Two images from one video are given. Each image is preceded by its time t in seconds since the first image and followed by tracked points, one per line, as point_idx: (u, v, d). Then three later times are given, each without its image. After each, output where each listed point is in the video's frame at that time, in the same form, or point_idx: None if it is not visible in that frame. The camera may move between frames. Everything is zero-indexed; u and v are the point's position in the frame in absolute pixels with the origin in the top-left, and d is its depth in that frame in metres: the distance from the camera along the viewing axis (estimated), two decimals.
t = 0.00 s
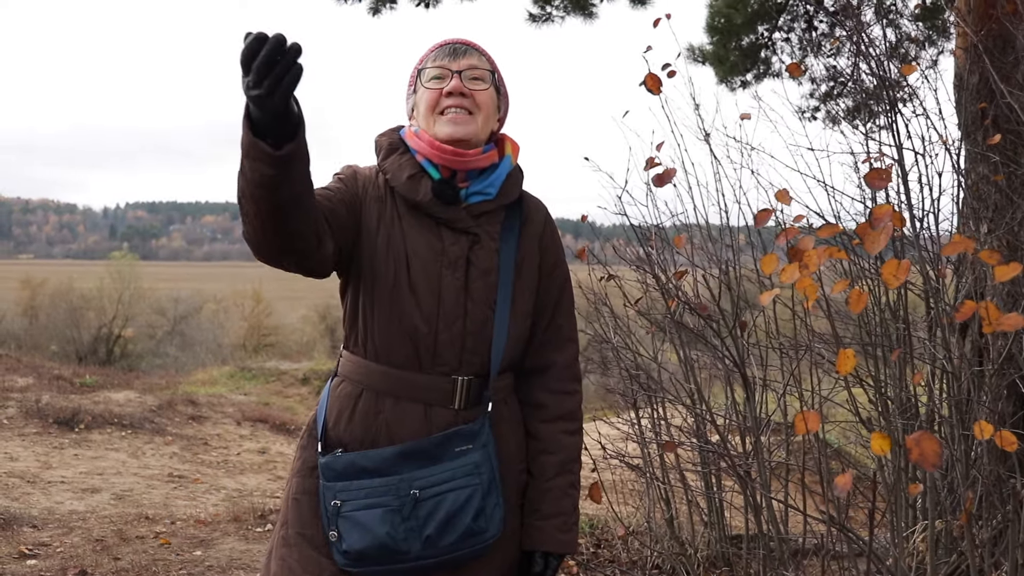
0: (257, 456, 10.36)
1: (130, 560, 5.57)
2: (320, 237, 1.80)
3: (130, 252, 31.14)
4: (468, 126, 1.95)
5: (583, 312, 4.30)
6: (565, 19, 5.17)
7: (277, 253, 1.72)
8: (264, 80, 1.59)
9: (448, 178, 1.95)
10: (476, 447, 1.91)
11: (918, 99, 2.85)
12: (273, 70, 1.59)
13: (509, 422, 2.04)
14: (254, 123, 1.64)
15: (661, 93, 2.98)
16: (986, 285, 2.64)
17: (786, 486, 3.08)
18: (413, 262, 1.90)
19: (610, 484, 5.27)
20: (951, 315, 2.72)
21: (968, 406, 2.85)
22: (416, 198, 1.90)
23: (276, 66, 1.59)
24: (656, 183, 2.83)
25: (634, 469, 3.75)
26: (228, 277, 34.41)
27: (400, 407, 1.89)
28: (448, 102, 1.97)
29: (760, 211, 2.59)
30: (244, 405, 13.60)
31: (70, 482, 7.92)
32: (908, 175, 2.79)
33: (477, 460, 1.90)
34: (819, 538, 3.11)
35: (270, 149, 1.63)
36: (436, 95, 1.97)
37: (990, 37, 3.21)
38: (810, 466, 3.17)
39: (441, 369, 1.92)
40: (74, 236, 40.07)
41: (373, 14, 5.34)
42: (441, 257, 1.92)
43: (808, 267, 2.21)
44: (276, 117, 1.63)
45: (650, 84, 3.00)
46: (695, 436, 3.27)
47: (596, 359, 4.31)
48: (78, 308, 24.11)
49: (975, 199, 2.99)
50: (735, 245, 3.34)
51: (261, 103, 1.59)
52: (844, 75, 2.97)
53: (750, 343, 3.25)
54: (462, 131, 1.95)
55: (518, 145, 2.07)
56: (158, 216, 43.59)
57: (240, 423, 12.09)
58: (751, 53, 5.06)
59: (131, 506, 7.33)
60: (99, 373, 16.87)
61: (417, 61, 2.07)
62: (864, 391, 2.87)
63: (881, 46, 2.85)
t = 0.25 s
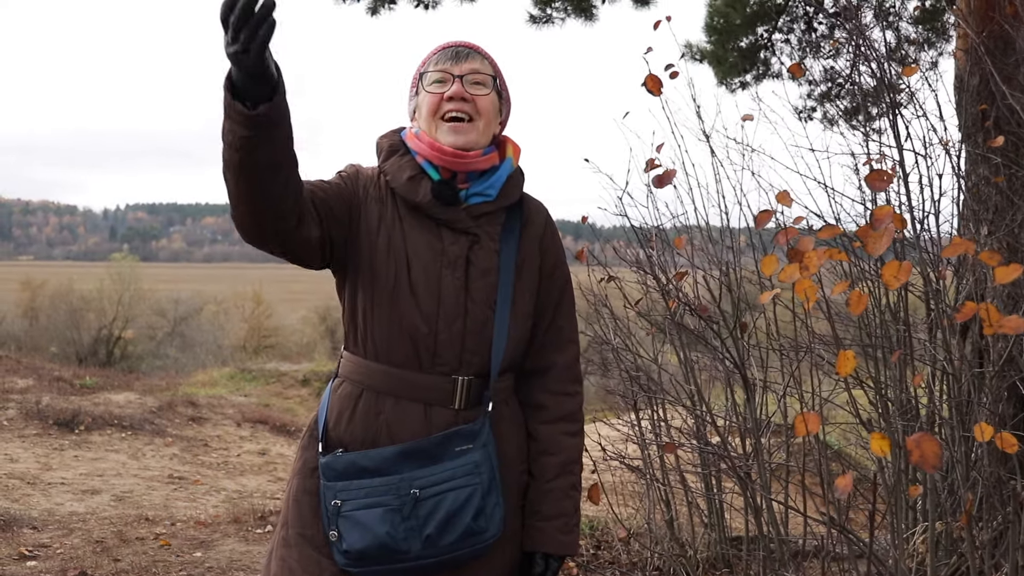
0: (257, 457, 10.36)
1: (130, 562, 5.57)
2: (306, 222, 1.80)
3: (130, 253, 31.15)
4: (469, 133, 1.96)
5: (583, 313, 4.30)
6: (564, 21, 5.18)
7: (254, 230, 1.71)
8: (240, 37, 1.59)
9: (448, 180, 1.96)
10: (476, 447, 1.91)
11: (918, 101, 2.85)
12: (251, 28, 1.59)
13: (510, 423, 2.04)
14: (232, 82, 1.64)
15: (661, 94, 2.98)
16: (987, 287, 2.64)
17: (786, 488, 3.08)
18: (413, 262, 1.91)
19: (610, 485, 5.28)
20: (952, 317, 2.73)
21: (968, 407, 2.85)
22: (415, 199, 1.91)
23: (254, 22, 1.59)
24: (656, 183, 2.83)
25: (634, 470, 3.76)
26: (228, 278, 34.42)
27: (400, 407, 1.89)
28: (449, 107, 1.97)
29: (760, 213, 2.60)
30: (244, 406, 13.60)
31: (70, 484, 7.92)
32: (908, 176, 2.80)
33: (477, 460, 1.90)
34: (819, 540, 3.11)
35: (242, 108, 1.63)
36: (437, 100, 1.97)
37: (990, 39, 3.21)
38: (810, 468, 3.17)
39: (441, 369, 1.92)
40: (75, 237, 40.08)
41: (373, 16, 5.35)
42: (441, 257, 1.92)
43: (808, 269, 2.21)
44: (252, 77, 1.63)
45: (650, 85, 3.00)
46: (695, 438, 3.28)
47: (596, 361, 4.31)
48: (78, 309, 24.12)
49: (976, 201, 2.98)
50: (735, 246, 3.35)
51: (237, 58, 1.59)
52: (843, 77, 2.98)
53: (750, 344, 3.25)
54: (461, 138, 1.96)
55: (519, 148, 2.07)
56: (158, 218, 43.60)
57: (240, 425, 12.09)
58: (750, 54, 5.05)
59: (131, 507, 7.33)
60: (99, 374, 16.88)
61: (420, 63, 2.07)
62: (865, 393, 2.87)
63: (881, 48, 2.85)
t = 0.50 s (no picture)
0: (257, 457, 10.37)
1: (131, 562, 5.57)
2: (297, 209, 1.80)
3: (131, 254, 31.17)
4: (468, 132, 1.96)
5: (584, 313, 4.31)
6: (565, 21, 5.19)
7: (241, 214, 1.72)
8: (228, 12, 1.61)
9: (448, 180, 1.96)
10: (475, 445, 1.91)
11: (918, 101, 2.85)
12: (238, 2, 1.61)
13: (511, 423, 2.05)
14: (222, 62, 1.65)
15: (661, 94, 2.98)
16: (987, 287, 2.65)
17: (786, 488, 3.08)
18: (414, 260, 1.91)
19: (611, 485, 5.28)
20: (952, 317, 2.73)
21: (969, 408, 2.85)
22: (416, 199, 1.91)
23: None
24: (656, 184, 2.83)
25: (635, 470, 3.76)
26: (229, 279, 34.42)
27: (400, 404, 1.90)
28: (450, 107, 1.97)
29: (760, 213, 2.60)
30: (245, 406, 13.60)
31: (71, 484, 7.93)
32: (908, 176, 2.80)
33: (476, 458, 1.90)
34: (819, 540, 3.11)
35: (224, 83, 1.63)
36: (438, 100, 1.97)
37: (991, 39, 3.21)
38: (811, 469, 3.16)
39: (441, 366, 1.92)
40: (76, 238, 40.09)
41: (374, 17, 5.35)
42: (441, 256, 1.92)
43: (808, 270, 2.21)
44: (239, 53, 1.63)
45: (650, 85, 3.00)
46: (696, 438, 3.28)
47: (597, 361, 4.31)
48: (78, 310, 24.13)
49: (976, 202, 2.98)
50: (736, 247, 3.35)
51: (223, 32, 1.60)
52: (843, 77, 2.98)
53: (750, 344, 3.25)
54: (462, 138, 1.95)
55: (519, 148, 2.07)
56: (159, 218, 43.62)
57: (241, 425, 12.09)
58: (750, 54, 5.05)
59: (131, 508, 7.33)
60: (100, 375, 16.89)
61: (422, 64, 2.07)
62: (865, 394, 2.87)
63: (881, 48, 2.85)
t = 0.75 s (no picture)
0: (258, 457, 10.37)
1: (132, 562, 5.57)
2: (291, 213, 1.77)
3: (132, 254, 31.18)
4: (492, 148, 1.97)
5: (585, 313, 4.31)
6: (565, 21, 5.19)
7: (234, 229, 1.71)
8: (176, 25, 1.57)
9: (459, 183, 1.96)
10: (487, 442, 1.92)
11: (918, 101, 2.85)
12: (180, 18, 1.56)
13: (516, 420, 2.06)
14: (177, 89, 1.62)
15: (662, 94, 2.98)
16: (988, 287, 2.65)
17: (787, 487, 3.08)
18: (423, 260, 1.91)
19: (611, 485, 5.28)
20: (953, 317, 2.72)
21: (969, 408, 2.85)
22: (426, 201, 1.90)
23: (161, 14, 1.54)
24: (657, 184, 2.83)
25: (636, 470, 3.76)
26: (230, 279, 34.43)
27: (410, 403, 1.89)
28: (477, 120, 1.95)
29: (760, 213, 2.60)
30: (245, 406, 13.61)
31: (71, 484, 7.93)
32: (908, 176, 2.80)
33: (489, 455, 1.91)
34: (820, 540, 3.11)
35: (180, 108, 1.60)
36: (467, 112, 1.93)
37: (991, 39, 3.21)
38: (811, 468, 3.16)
39: (451, 365, 1.92)
40: (76, 238, 40.10)
41: (375, 17, 5.36)
42: (450, 256, 1.93)
43: (809, 269, 2.22)
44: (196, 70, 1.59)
45: (651, 85, 3.00)
46: (697, 437, 3.28)
47: (598, 360, 4.31)
48: (79, 310, 24.14)
49: (976, 202, 2.98)
50: (737, 246, 3.35)
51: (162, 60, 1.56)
52: (844, 77, 2.98)
53: (751, 344, 3.25)
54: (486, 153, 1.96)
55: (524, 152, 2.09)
56: (159, 219, 43.63)
57: (242, 425, 12.10)
58: (750, 55, 5.05)
59: (132, 508, 7.33)
60: (101, 375, 16.90)
61: (439, 61, 2.00)
62: (864, 394, 2.87)
63: (882, 48, 2.85)
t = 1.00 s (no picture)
0: (259, 457, 10.37)
1: (132, 562, 5.57)
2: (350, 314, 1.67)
3: (133, 254, 31.19)
4: (475, 161, 1.89)
5: (585, 313, 4.30)
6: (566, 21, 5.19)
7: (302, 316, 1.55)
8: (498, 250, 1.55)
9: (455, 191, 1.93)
10: (487, 446, 1.94)
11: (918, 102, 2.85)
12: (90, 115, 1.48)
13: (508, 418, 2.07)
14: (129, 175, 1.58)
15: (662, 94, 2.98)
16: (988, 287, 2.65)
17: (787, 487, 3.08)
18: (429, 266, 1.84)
19: (612, 485, 5.28)
20: (952, 318, 2.72)
21: (969, 407, 2.84)
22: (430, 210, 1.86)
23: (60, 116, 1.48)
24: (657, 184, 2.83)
25: (636, 470, 3.76)
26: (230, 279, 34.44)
27: (411, 408, 1.88)
28: (457, 133, 1.87)
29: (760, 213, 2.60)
30: (246, 407, 13.61)
31: (72, 484, 7.93)
32: (908, 176, 2.80)
33: (489, 459, 1.94)
34: (820, 540, 3.11)
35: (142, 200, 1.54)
36: (445, 125, 1.87)
37: (991, 39, 3.21)
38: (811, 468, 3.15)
39: (454, 370, 1.91)
40: (76, 238, 40.11)
41: (375, 18, 5.36)
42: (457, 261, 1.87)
43: (809, 269, 2.21)
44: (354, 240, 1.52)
45: (650, 85, 3.00)
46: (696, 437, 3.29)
47: (598, 360, 4.31)
48: (79, 310, 24.15)
49: (976, 202, 2.97)
50: (736, 246, 3.35)
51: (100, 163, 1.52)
52: (845, 78, 2.98)
53: (751, 344, 3.25)
54: (469, 166, 1.89)
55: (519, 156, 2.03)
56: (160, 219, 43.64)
57: (242, 425, 12.10)
58: (751, 55, 5.05)
59: (132, 508, 7.33)
60: (102, 375, 16.91)
61: (426, 70, 1.93)
62: (865, 394, 2.87)
63: (882, 49, 2.85)
